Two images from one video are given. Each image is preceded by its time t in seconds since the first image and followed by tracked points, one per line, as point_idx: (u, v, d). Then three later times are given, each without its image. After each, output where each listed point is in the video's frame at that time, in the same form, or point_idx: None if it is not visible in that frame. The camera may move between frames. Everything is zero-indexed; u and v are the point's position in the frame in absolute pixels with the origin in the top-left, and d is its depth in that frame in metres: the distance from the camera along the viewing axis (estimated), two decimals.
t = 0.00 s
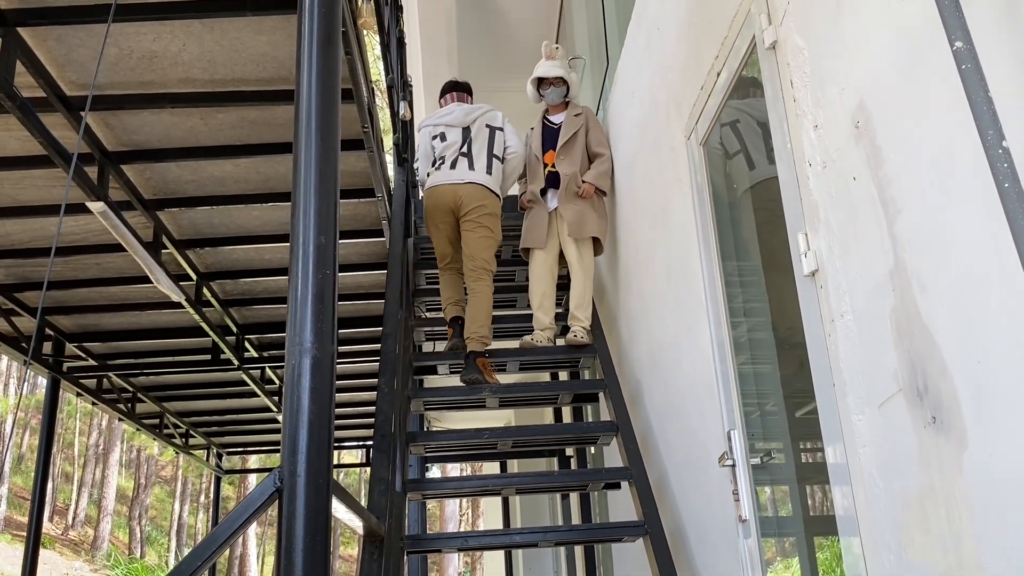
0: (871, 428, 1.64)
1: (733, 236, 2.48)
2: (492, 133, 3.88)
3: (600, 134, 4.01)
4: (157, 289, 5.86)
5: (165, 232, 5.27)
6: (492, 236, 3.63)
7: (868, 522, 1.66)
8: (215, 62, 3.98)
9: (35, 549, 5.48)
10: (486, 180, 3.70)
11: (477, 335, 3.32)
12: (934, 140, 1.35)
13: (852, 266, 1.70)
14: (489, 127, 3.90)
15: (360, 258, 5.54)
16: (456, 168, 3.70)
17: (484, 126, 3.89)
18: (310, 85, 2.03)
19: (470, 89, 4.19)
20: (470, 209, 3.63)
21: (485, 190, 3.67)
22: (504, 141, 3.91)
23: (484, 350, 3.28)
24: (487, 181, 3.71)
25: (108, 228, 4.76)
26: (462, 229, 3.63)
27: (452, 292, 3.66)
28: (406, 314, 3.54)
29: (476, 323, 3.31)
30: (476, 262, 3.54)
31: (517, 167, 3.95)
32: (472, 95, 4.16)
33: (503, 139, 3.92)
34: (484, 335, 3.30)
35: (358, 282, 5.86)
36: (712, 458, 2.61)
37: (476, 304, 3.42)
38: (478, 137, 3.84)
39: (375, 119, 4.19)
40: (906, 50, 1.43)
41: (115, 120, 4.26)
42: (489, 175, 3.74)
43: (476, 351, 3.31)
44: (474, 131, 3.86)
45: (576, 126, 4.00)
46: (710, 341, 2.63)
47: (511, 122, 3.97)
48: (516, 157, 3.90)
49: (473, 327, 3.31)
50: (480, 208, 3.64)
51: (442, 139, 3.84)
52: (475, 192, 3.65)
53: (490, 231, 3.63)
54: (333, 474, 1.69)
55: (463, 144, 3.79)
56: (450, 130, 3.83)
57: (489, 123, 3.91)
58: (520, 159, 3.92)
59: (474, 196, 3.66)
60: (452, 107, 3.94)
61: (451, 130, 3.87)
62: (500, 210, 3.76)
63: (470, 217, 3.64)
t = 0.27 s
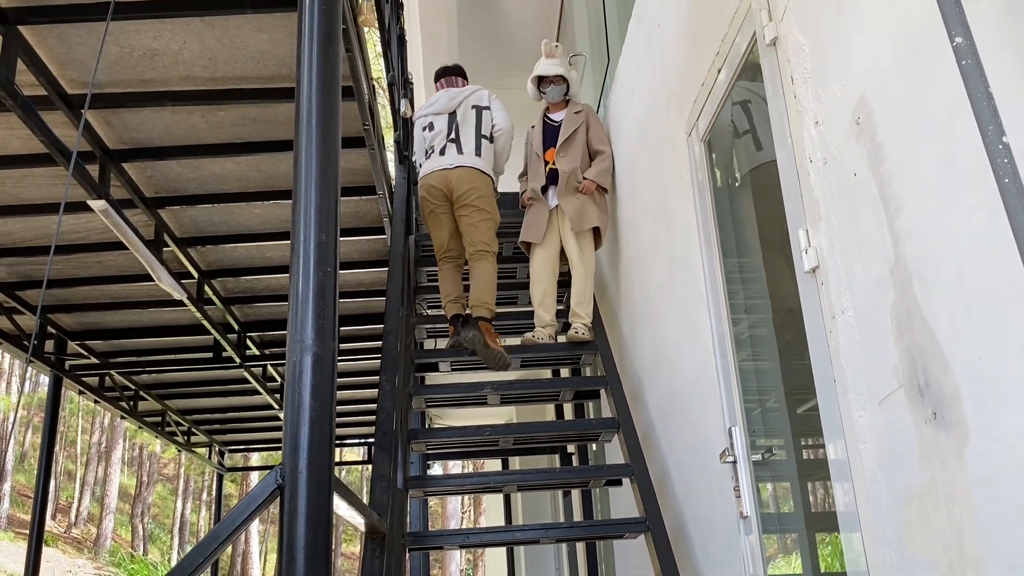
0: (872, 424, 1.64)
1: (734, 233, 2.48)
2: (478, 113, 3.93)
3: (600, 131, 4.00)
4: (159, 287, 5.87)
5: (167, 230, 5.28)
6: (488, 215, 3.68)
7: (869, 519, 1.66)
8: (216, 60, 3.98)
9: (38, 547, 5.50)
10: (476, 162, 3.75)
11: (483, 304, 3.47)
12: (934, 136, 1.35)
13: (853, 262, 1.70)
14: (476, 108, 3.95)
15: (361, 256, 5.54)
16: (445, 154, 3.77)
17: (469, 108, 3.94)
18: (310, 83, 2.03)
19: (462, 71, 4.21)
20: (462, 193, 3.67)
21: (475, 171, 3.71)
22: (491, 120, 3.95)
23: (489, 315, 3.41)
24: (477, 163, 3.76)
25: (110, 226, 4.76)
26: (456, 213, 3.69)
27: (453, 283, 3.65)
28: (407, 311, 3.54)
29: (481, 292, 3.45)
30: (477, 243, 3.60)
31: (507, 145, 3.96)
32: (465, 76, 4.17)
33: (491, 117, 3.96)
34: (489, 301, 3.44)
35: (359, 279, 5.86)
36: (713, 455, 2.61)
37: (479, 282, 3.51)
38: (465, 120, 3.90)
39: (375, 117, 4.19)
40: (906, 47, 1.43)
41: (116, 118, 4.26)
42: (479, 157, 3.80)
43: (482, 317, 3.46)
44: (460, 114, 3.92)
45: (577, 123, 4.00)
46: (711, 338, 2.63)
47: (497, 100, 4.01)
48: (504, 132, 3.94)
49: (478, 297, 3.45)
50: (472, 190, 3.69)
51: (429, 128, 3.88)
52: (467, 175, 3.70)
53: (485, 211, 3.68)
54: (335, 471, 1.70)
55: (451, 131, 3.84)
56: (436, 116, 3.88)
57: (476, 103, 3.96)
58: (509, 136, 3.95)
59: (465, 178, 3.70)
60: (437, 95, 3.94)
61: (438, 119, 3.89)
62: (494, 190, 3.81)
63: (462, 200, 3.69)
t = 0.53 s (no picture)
0: (874, 421, 1.64)
1: (735, 230, 2.48)
2: (470, 101, 4.02)
3: (601, 128, 3.99)
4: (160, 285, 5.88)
5: (168, 228, 5.28)
6: (486, 205, 3.82)
7: (872, 516, 1.66)
8: (216, 58, 3.98)
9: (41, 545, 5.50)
10: (473, 153, 3.86)
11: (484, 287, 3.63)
12: (936, 133, 1.35)
13: (854, 260, 1.70)
14: (468, 95, 4.05)
15: (363, 254, 5.54)
16: (441, 146, 3.89)
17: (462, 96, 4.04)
18: (311, 81, 2.03)
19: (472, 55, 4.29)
20: (462, 182, 3.80)
21: (474, 161, 3.84)
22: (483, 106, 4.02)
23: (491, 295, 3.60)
24: (473, 153, 3.86)
25: (111, 224, 4.76)
26: (456, 202, 3.81)
27: (451, 271, 3.70)
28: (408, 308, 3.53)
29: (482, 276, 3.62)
30: (478, 232, 3.76)
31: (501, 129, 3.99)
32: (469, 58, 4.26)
33: (482, 103, 4.03)
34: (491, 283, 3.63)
35: (360, 277, 5.87)
36: (715, 453, 2.61)
37: (479, 266, 3.67)
38: (458, 109, 3.99)
39: (376, 114, 4.19)
40: (908, 42, 1.42)
41: (117, 117, 4.26)
42: (474, 146, 3.89)
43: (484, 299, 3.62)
44: (452, 103, 4.02)
45: (578, 121, 3.99)
46: (713, 335, 2.63)
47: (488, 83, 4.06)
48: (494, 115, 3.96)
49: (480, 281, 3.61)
50: (471, 179, 3.81)
51: (423, 119, 4.05)
52: (466, 165, 3.82)
53: (485, 200, 3.82)
54: (337, 468, 1.70)
55: (443, 122, 3.96)
56: (429, 109, 4.02)
57: (467, 91, 4.05)
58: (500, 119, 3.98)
59: (464, 168, 3.83)
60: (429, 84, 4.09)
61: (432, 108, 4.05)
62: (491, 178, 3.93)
63: (462, 190, 3.81)
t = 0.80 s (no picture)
0: (876, 418, 1.64)
1: (736, 228, 2.48)
2: (468, 97, 4.01)
3: (602, 127, 3.99)
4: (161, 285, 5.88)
5: (169, 228, 5.28)
6: (488, 203, 3.83)
7: (874, 514, 1.66)
8: (217, 57, 3.98)
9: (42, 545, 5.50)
10: (473, 152, 3.86)
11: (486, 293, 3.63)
12: (938, 130, 1.35)
13: (856, 257, 1.70)
14: (464, 91, 4.04)
15: (363, 253, 5.54)
16: (442, 147, 3.89)
17: (459, 92, 4.03)
18: (312, 80, 2.03)
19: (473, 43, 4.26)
20: (463, 182, 3.80)
21: (475, 161, 3.84)
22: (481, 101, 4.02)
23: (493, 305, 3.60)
24: (474, 152, 3.86)
25: (112, 223, 4.76)
26: (457, 202, 3.81)
27: (453, 270, 3.71)
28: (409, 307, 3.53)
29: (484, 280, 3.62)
30: (480, 231, 3.76)
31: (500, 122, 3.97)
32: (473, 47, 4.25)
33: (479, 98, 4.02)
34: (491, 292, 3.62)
35: (361, 276, 5.87)
36: (716, 451, 2.61)
37: (482, 265, 3.68)
38: (456, 107, 3.99)
39: (376, 113, 4.19)
40: (910, 39, 1.42)
41: (117, 116, 4.26)
42: (475, 145, 3.89)
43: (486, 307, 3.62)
44: (451, 101, 4.01)
45: (579, 120, 3.98)
46: (714, 333, 2.63)
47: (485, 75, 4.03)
48: (491, 109, 3.94)
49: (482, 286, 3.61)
50: (473, 179, 3.81)
51: (423, 118, 4.07)
52: (467, 165, 3.82)
53: (487, 199, 3.82)
54: (338, 467, 1.70)
55: (442, 123, 3.96)
56: (428, 109, 4.02)
57: (465, 87, 4.04)
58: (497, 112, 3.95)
59: (466, 168, 3.83)
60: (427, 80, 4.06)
61: (431, 108, 4.04)
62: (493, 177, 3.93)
63: (464, 189, 3.81)
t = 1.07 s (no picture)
0: (875, 417, 1.64)
1: (736, 227, 2.48)
2: (464, 96, 4.00)
3: (602, 127, 3.99)
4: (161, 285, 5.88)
5: (169, 228, 5.29)
6: (491, 202, 3.82)
7: (874, 513, 1.66)
8: (216, 57, 3.98)
9: (43, 546, 5.51)
10: (472, 153, 3.86)
11: (486, 293, 3.63)
12: (937, 129, 1.35)
13: (856, 257, 1.70)
14: (461, 91, 4.02)
15: (364, 253, 5.54)
16: (441, 150, 3.90)
17: (456, 92, 4.02)
18: (311, 80, 2.03)
19: (475, 39, 4.22)
20: (464, 182, 3.81)
21: (475, 161, 3.85)
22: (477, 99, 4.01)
23: (493, 305, 3.59)
24: (472, 153, 3.86)
25: (113, 224, 4.77)
26: (459, 202, 3.82)
27: (455, 269, 3.71)
28: (410, 307, 3.52)
29: (485, 281, 3.62)
30: (481, 230, 3.76)
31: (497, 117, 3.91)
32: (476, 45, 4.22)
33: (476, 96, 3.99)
34: (492, 292, 3.62)
35: (362, 276, 5.87)
36: (717, 449, 2.61)
37: (484, 263, 3.69)
38: (453, 108, 3.98)
39: (376, 113, 4.19)
40: (909, 38, 1.42)
41: (117, 116, 4.27)
42: (473, 145, 3.89)
43: (486, 307, 3.62)
44: (448, 102, 4.01)
45: (579, 119, 3.98)
46: (714, 333, 2.63)
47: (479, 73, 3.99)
48: (488, 107, 3.88)
49: (483, 286, 3.61)
50: (474, 178, 3.82)
51: (422, 121, 4.08)
52: (467, 166, 3.83)
53: (489, 197, 3.82)
54: (338, 467, 1.70)
55: (441, 126, 3.97)
56: (426, 111, 4.03)
57: (461, 86, 4.02)
58: (494, 109, 3.89)
59: (466, 168, 3.84)
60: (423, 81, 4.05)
61: (429, 109, 4.05)
62: (494, 176, 3.93)
63: (465, 190, 3.82)
